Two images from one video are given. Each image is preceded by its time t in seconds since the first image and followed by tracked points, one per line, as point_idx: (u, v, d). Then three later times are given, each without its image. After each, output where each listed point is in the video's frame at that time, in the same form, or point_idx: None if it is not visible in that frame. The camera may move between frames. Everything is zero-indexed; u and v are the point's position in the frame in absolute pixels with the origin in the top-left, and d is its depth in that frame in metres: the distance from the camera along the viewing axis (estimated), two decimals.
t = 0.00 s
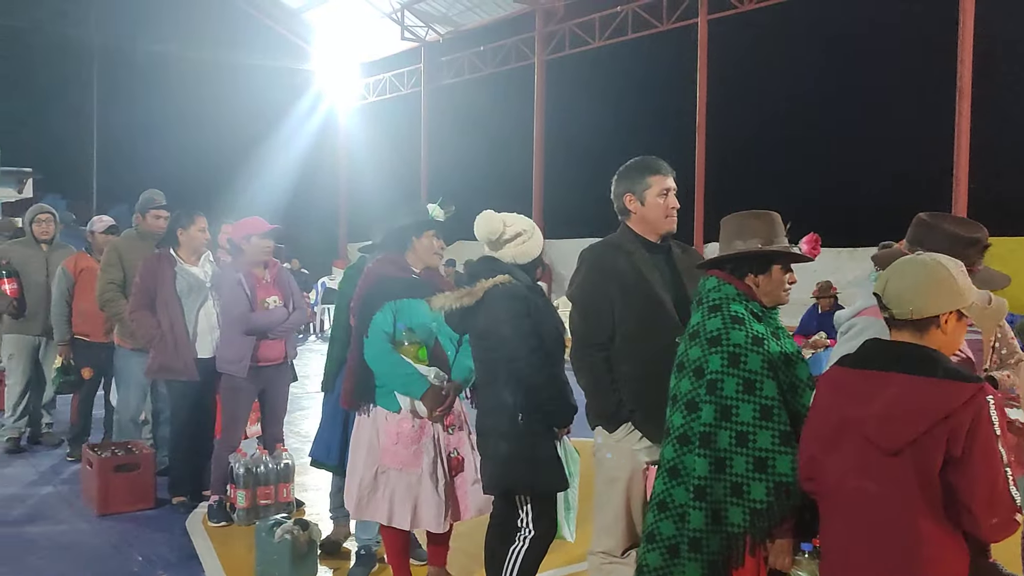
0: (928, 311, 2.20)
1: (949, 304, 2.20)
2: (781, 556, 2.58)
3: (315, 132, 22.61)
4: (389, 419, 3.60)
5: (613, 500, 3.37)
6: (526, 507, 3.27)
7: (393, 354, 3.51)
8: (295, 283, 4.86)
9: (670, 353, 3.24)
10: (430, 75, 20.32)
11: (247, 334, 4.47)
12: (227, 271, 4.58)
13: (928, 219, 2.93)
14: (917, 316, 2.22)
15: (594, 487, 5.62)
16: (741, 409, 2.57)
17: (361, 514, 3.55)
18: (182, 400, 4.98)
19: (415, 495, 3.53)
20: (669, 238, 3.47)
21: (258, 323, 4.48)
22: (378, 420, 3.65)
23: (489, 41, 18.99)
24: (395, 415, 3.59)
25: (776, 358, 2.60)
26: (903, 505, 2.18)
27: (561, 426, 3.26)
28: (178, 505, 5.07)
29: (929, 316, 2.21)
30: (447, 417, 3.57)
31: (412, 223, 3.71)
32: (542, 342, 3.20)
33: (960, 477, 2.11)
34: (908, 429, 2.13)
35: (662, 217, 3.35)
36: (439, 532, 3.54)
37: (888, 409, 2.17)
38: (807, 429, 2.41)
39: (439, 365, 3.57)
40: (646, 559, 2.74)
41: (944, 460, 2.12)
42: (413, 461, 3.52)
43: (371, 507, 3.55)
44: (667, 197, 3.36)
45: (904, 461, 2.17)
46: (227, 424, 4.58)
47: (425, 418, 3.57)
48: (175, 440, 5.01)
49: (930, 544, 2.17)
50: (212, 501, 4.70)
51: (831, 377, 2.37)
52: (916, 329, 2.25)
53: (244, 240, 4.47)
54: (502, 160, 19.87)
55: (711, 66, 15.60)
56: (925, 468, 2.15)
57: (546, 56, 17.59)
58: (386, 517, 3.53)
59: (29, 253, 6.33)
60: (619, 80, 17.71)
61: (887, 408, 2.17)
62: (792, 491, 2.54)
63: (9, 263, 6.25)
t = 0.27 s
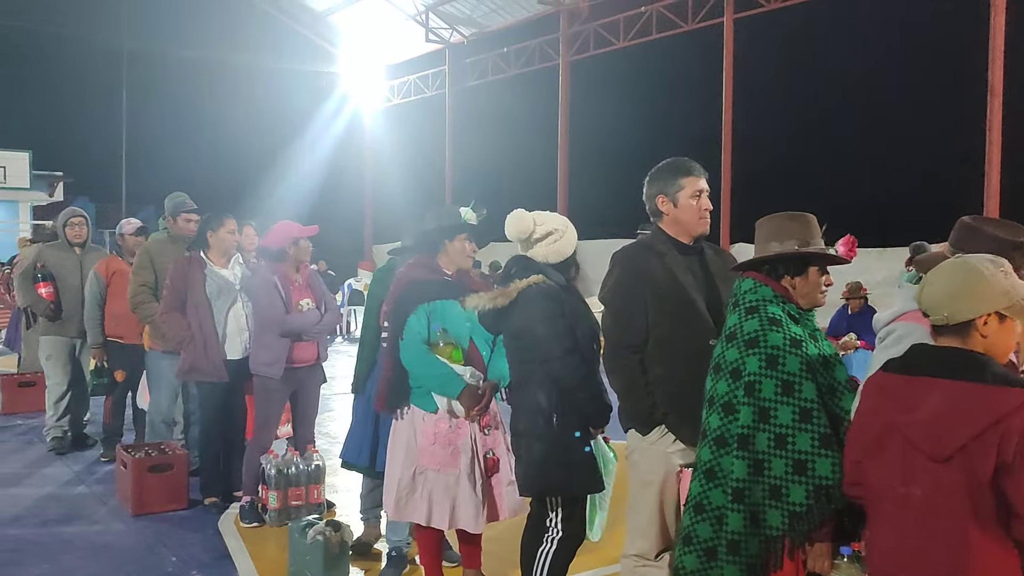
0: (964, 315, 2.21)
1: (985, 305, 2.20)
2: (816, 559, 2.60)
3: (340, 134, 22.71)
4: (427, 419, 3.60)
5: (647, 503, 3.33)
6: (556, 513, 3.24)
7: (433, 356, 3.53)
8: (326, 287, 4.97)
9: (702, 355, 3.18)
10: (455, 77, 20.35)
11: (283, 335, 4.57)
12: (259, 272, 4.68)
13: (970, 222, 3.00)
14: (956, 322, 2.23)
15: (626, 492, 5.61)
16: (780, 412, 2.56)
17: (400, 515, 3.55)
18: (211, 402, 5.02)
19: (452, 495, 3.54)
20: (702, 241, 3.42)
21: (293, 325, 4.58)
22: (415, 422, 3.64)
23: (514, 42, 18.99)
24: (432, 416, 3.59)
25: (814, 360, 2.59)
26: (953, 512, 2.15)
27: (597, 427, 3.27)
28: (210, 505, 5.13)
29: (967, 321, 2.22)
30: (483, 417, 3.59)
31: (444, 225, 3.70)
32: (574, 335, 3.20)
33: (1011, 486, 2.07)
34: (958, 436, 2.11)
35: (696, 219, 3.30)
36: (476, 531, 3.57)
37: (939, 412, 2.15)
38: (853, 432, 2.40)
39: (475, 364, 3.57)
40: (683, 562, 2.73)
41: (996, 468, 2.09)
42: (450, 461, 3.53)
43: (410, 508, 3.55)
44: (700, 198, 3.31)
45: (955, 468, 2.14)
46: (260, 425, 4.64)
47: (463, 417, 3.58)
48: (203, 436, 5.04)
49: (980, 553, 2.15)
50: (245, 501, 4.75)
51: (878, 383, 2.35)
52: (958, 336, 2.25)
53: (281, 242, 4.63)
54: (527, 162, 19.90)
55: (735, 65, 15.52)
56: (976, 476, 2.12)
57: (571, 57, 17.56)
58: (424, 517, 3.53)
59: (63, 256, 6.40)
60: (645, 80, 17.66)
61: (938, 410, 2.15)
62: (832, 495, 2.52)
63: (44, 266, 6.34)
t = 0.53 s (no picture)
0: (1001, 317, 2.20)
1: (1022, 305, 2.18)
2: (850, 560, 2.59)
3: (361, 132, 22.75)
4: (456, 415, 3.63)
5: (674, 504, 3.30)
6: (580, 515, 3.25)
7: (466, 352, 3.53)
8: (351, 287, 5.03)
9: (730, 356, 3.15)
10: (477, 74, 20.32)
11: (313, 336, 4.62)
12: (286, 272, 4.71)
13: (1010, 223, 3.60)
14: (994, 324, 2.21)
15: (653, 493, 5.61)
16: (813, 411, 2.55)
17: (431, 513, 3.59)
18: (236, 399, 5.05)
19: (482, 494, 3.55)
20: (728, 240, 3.40)
21: (323, 326, 4.63)
22: (445, 417, 3.68)
23: (536, 39, 18.91)
24: (462, 412, 3.62)
25: (846, 360, 2.58)
26: (984, 516, 2.14)
27: (625, 428, 3.25)
28: (238, 502, 5.18)
29: (1004, 323, 2.20)
30: (513, 414, 3.59)
31: (487, 226, 3.69)
32: (602, 341, 3.20)
33: None
34: (991, 440, 2.10)
35: (723, 218, 3.28)
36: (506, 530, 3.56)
37: (973, 413, 2.13)
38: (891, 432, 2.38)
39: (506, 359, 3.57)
40: (714, 563, 2.68)
41: None
42: (480, 458, 3.55)
43: (440, 504, 3.59)
44: (727, 197, 3.28)
45: (987, 473, 2.13)
46: (287, 424, 4.69)
47: (493, 414, 3.60)
48: (229, 434, 5.08)
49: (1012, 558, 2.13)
50: (272, 499, 4.81)
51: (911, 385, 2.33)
52: (997, 338, 2.23)
53: (311, 241, 4.68)
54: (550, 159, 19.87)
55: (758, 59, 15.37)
56: (1009, 481, 2.10)
57: (594, 53, 17.47)
58: (454, 514, 3.56)
59: (89, 256, 6.46)
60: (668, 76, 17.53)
61: (971, 412, 2.14)
62: (866, 495, 2.52)
63: (71, 267, 6.41)
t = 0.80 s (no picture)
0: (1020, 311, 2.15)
1: None
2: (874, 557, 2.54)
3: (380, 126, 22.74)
4: (482, 407, 3.65)
5: (693, 500, 3.26)
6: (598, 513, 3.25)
7: (492, 344, 3.51)
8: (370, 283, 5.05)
9: (750, 350, 3.13)
10: (495, 67, 20.23)
11: (334, 332, 4.63)
12: (306, 266, 4.72)
13: None
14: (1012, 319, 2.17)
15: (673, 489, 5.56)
16: (838, 406, 2.52)
17: (454, 504, 3.61)
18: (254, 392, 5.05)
19: (505, 487, 3.54)
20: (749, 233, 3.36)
21: (344, 322, 4.64)
22: (470, 408, 3.70)
23: (554, 31, 18.79)
24: (487, 404, 3.64)
25: (872, 354, 2.56)
26: (1004, 513, 2.09)
27: (643, 424, 3.24)
28: (259, 496, 5.22)
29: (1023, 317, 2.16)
30: (538, 407, 3.55)
31: (522, 223, 3.62)
32: (620, 337, 3.18)
33: None
34: (1008, 435, 2.07)
35: (742, 212, 3.25)
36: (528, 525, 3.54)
37: (993, 408, 2.10)
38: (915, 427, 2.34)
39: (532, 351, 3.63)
40: (736, 558, 2.68)
41: None
42: (504, 451, 3.53)
43: (463, 495, 3.61)
44: (747, 190, 3.24)
45: (1007, 468, 2.09)
46: (308, 419, 4.70)
47: (517, 406, 3.57)
48: (250, 429, 5.11)
49: None
50: (292, 494, 4.84)
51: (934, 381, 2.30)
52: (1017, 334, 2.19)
53: (332, 235, 4.67)
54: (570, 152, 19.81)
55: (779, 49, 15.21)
56: None
57: (613, 45, 17.33)
58: (476, 505, 3.57)
59: (108, 252, 6.53)
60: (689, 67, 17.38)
61: (989, 408, 2.11)
62: (892, 491, 2.48)
63: (91, 263, 6.48)
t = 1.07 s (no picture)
0: None
1: None
2: (888, 549, 2.51)
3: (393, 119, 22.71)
4: (500, 396, 3.65)
5: (704, 493, 3.25)
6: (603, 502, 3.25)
7: (512, 332, 3.51)
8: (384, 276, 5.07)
9: (761, 342, 3.11)
10: (509, 59, 20.10)
11: (349, 324, 4.64)
12: (321, 259, 4.73)
13: None
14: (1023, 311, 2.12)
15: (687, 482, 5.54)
16: (852, 398, 2.50)
17: (472, 493, 3.60)
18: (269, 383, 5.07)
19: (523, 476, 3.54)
20: (760, 224, 3.34)
21: (359, 314, 4.65)
22: (489, 397, 3.71)
23: (568, 22, 18.63)
24: (506, 393, 3.64)
25: (886, 346, 2.53)
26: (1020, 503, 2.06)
27: (653, 416, 3.24)
28: (274, 487, 5.25)
29: None
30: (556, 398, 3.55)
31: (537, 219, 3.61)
32: (629, 329, 3.17)
33: None
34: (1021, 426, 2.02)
35: (751, 202, 3.22)
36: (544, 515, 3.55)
37: (1000, 403, 2.07)
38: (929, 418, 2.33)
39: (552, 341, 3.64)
40: (748, 549, 2.66)
41: None
42: (523, 440, 3.54)
43: (481, 483, 3.60)
44: (754, 181, 3.21)
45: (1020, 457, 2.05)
46: (322, 411, 4.72)
47: (536, 395, 3.58)
48: (265, 421, 5.14)
49: None
50: (306, 485, 4.87)
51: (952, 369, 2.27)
52: None
53: (346, 228, 4.69)
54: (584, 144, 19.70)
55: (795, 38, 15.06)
56: None
57: (627, 36, 17.15)
58: (493, 495, 3.56)
59: (120, 247, 6.58)
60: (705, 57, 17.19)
61: (1001, 399, 2.07)
62: (907, 483, 2.44)
63: (104, 258, 6.53)
